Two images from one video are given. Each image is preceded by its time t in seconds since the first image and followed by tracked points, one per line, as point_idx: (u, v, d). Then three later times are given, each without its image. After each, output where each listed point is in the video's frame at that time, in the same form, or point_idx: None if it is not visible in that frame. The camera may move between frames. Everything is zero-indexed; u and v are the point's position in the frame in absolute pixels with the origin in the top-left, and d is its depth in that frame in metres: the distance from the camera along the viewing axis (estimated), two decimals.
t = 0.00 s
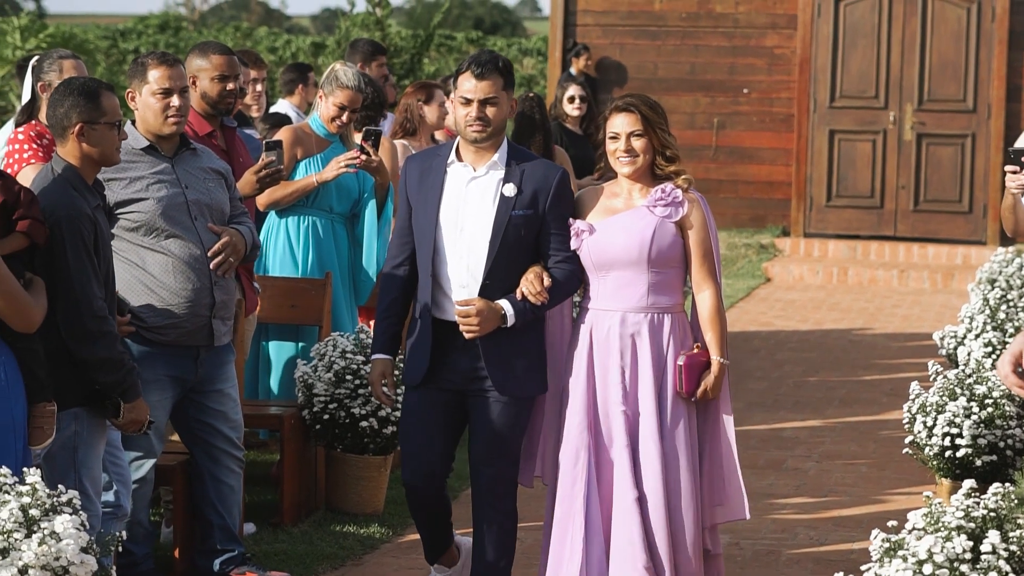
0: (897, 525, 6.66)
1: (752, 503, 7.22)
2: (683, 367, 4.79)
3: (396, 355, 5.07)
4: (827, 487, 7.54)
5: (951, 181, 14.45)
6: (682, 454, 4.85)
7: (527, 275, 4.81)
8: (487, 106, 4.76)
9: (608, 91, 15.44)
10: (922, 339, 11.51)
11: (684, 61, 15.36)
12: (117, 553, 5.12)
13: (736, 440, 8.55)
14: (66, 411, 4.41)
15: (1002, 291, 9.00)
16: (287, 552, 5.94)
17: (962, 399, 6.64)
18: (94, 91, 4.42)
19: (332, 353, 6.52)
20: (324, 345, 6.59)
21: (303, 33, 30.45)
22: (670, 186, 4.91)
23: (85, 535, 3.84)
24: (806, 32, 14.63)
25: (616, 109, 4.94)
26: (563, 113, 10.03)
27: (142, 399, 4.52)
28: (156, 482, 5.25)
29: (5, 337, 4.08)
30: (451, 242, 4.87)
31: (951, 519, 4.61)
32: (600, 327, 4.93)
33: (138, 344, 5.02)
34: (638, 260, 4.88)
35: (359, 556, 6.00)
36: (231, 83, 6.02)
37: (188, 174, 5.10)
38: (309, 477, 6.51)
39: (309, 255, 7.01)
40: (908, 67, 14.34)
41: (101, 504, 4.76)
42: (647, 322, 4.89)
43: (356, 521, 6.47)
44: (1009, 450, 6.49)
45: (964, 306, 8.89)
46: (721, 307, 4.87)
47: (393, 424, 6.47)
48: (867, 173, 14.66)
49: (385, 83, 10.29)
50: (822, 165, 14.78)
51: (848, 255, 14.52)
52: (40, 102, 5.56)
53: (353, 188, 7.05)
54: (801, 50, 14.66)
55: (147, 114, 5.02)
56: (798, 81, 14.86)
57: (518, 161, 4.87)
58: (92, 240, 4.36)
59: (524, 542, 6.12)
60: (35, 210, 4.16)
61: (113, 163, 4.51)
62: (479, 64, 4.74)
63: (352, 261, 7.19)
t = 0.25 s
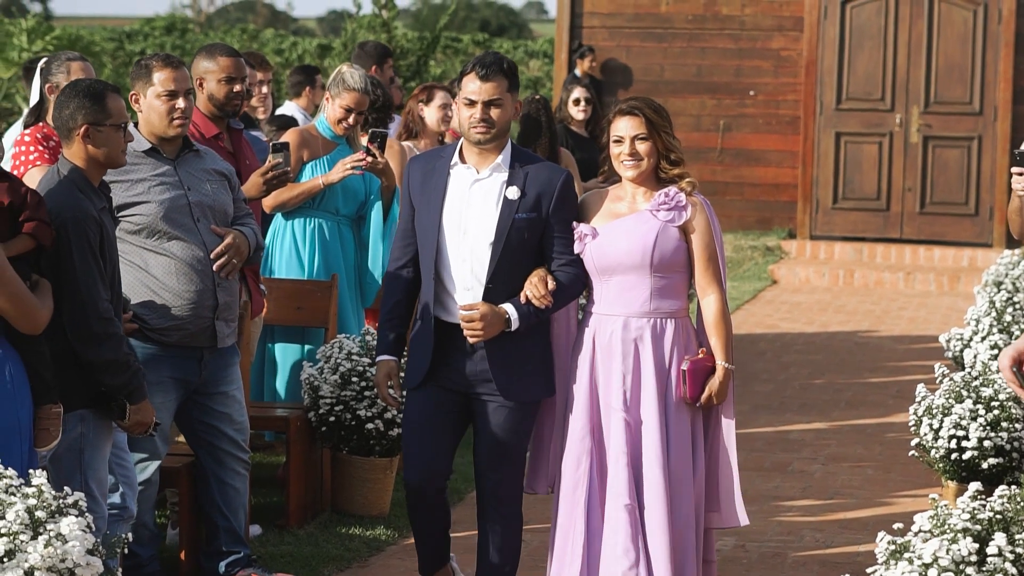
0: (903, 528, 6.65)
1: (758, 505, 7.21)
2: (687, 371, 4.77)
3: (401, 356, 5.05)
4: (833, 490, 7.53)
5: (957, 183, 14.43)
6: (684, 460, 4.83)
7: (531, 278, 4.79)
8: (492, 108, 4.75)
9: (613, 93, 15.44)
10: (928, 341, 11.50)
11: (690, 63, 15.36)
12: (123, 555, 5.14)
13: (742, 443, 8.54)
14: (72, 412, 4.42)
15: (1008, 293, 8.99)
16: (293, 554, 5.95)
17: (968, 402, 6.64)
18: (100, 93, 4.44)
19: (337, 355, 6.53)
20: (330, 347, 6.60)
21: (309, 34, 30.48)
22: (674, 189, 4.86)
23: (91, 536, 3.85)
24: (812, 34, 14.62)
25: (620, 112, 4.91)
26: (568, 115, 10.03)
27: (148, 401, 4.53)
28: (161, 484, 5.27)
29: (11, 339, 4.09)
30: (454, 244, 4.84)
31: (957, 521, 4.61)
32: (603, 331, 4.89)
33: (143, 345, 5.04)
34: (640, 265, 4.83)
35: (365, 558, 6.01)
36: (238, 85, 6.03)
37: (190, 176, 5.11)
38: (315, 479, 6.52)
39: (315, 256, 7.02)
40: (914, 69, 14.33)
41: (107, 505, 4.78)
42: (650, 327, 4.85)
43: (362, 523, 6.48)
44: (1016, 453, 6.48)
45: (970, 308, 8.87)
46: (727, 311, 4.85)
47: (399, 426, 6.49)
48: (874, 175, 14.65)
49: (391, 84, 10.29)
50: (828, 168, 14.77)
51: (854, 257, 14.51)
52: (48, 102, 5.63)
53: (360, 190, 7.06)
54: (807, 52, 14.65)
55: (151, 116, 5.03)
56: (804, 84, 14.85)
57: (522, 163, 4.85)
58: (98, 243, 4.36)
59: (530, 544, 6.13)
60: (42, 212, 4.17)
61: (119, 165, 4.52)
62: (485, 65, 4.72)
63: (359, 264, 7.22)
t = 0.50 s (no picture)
0: (909, 530, 6.65)
1: (763, 507, 7.21)
2: (691, 378, 4.75)
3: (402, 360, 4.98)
4: (838, 492, 7.53)
5: (963, 185, 14.42)
6: (685, 468, 4.82)
7: (532, 280, 4.74)
8: (492, 109, 4.70)
9: (617, 95, 15.45)
10: (934, 343, 11.49)
11: (696, 65, 15.36)
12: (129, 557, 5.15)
13: (747, 445, 8.54)
14: (77, 415, 4.43)
15: (1014, 295, 8.98)
16: (298, 556, 5.96)
17: (974, 404, 6.64)
18: (105, 94, 4.45)
19: (344, 357, 6.55)
20: (336, 348, 6.61)
21: (315, 36, 30.51)
22: (678, 195, 4.81)
23: (97, 537, 3.85)
24: (818, 36, 14.62)
25: (625, 117, 4.85)
26: (573, 117, 10.04)
27: (153, 402, 4.53)
28: (166, 486, 5.28)
29: (17, 340, 4.10)
30: (455, 247, 4.79)
31: (962, 523, 4.62)
32: (606, 336, 4.87)
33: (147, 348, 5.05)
34: (643, 271, 4.79)
35: (370, 560, 6.01)
36: (243, 87, 6.05)
37: (192, 178, 5.12)
38: (321, 482, 6.52)
39: (321, 259, 7.03)
40: (920, 71, 14.32)
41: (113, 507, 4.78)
42: (653, 334, 4.82)
43: (367, 525, 6.48)
44: (1022, 455, 6.48)
45: (976, 310, 8.86)
46: (731, 317, 4.77)
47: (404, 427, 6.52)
48: (879, 177, 14.64)
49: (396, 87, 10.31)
50: (834, 170, 14.76)
51: (860, 259, 14.49)
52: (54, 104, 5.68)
53: (366, 192, 7.07)
54: (813, 54, 14.64)
55: (154, 117, 5.03)
56: (810, 86, 14.84)
57: (524, 165, 4.80)
58: (104, 245, 4.37)
59: (536, 546, 6.13)
60: (48, 214, 4.18)
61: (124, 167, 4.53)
62: (484, 66, 4.66)
63: (364, 266, 7.22)
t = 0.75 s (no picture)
0: (914, 532, 6.64)
1: (768, 508, 7.21)
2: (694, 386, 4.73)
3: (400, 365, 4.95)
4: (844, 494, 7.53)
5: (969, 187, 14.42)
6: (687, 474, 4.80)
7: (531, 283, 4.73)
8: (490, 112, 4.67)
9: (622, 97, 15.45)
10: (940, 345, 11.48)
11: (702, 66, 15.37)
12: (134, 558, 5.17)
13: (752, 447, 8.54)
14: (83, 415, 4.44)
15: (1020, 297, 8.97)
16: (303, 557, 5.97)
17: (979, 406, 6.63)
18: (111, 96, 4.46)
19: (349, 358, 6.54)
20: (341, 349, 6.61)
21: (322, 37, 30.56)
22: (682, 200, 4.80)
23: (101, 538, 3.86)
24: (824, 37, 14.62)
25: (630, 121, 4.84)
26: (578, 119, 10.04)
27: (158, 403, 4.54)
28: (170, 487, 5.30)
29: (21, 341, 4.11)
30: (455, 251, 4.77)
31: (967, 526, 4.61)
32: (610, 341, 4.86)
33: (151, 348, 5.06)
34: (647, 277, 4.78)
35: (375, 561, 6.02)
36: (248, 89, 6.06)
37: (195, 179, 5.12)
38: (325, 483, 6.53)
39: (326, 260, 7.04)
40: (926, 72, 14.31)
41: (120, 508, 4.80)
42: (657, 339, 4.80)
43: (372, 526, 6.48)
44: None
45: (982, 312, 8.86)
46: (735, 323, 4.76)
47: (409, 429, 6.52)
48: (885, 179, 14.63)
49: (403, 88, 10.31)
50: (840, 171, 14.75)
51: (866, 261, 14.49)
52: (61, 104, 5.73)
53: (371, 193, 7.08)
54: (819, 56, 14.64)
55: (156, 119, 5.05)
56: (816, 87, 14.84)
57: (523, 168, 4.78)
58: (109, 246, 4.38)
59: (542, 547, 6.14)
60: (53, 215, 4.19)
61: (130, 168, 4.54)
62: (480, 69, 4.64)
63: (370, 267, 7.23)
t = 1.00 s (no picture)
0: (920, 534, 6.64)
1: (774, 510, 7.21)
2: (699, 392, 4.72)
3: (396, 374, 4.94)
4: (849, 495, 7.52)
5: (975, 189, 14.40)
6: (689, 480, 4.78)
7: (528, 288, 4.74)
8: (485, 116, 4.70)
9: (627, 99, 15.47)
10: (946, 347, 11.48)
11: (708, 68, 15.37)
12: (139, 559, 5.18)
13: (758, 448, 8.53)
14: (89, 416, 4.45)
15: None
16: (308, 558, 5.97)
17: (985, 408, 6.63)
18: (117, 97, 4.47)
19: (354, 359, 6.54)
20: (347, 350, 6.60)
21: (328, 39, 30.58)
22: (687, 202, 4.79)
23: (107, 538, 3.86)
24: (830, 39, 14.61)
25: (635, 124, 4.84)
26: (583, 120, 10.03)
27: (164, 404, 4.56)
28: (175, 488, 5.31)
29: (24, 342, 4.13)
30: (452, 256, 4.79)
31: (973, 528, 4.61)
32: (614, 345, 4.84)
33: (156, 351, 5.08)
34: (652, 279, 4.77)
35: (381, 562, 6.02)
36: (254, 91, 6.07)
37: (199, 180, 5.13)
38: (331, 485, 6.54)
39: (332, 261, 7.05)
40: (932, 74, 14.30)
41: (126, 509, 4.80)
42: (662, 343, 4.78)
43: (378, 528, 6.48)
44: None
45: (988, 314, 8.85)
46: (741, 327, 4.75)
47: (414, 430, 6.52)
48: (891, 181, 14.61)
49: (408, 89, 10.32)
50: (846, 173, 14.74)
51: (872, 262, 14.47)
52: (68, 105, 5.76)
53: (377, 194, 7.08)
54: (825, 57, 14.63)
55: (159, 121, 5.05)
56: (822, 89, 14.83)
57: (521, 172, 4.80)
58: (115, 246, 4.39)
59: (547, 548, 6.14)
60: (60, 217, 4.20)
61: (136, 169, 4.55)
62: (475, 73, 4.68)
63: (376, 268, 7.23)
